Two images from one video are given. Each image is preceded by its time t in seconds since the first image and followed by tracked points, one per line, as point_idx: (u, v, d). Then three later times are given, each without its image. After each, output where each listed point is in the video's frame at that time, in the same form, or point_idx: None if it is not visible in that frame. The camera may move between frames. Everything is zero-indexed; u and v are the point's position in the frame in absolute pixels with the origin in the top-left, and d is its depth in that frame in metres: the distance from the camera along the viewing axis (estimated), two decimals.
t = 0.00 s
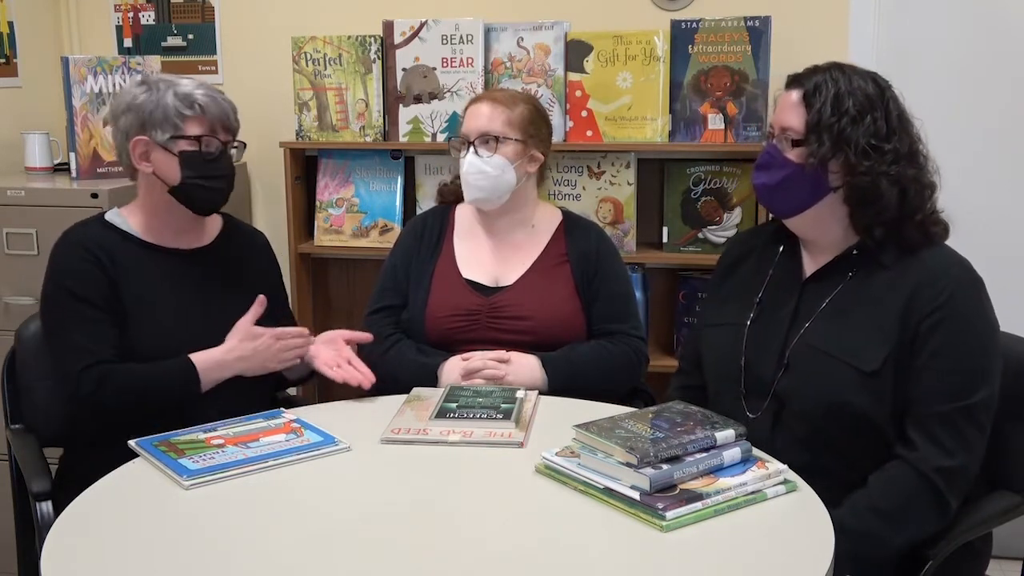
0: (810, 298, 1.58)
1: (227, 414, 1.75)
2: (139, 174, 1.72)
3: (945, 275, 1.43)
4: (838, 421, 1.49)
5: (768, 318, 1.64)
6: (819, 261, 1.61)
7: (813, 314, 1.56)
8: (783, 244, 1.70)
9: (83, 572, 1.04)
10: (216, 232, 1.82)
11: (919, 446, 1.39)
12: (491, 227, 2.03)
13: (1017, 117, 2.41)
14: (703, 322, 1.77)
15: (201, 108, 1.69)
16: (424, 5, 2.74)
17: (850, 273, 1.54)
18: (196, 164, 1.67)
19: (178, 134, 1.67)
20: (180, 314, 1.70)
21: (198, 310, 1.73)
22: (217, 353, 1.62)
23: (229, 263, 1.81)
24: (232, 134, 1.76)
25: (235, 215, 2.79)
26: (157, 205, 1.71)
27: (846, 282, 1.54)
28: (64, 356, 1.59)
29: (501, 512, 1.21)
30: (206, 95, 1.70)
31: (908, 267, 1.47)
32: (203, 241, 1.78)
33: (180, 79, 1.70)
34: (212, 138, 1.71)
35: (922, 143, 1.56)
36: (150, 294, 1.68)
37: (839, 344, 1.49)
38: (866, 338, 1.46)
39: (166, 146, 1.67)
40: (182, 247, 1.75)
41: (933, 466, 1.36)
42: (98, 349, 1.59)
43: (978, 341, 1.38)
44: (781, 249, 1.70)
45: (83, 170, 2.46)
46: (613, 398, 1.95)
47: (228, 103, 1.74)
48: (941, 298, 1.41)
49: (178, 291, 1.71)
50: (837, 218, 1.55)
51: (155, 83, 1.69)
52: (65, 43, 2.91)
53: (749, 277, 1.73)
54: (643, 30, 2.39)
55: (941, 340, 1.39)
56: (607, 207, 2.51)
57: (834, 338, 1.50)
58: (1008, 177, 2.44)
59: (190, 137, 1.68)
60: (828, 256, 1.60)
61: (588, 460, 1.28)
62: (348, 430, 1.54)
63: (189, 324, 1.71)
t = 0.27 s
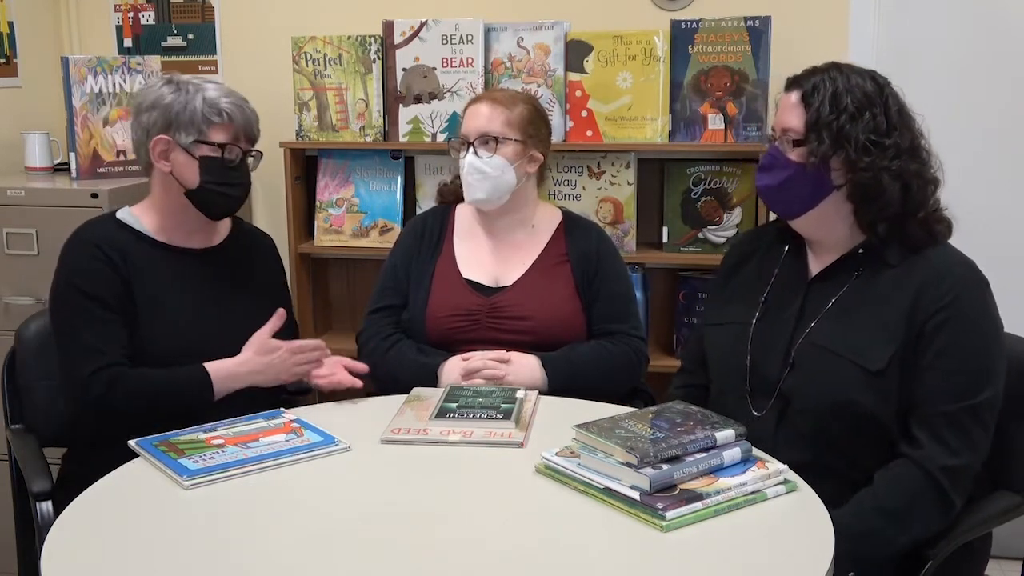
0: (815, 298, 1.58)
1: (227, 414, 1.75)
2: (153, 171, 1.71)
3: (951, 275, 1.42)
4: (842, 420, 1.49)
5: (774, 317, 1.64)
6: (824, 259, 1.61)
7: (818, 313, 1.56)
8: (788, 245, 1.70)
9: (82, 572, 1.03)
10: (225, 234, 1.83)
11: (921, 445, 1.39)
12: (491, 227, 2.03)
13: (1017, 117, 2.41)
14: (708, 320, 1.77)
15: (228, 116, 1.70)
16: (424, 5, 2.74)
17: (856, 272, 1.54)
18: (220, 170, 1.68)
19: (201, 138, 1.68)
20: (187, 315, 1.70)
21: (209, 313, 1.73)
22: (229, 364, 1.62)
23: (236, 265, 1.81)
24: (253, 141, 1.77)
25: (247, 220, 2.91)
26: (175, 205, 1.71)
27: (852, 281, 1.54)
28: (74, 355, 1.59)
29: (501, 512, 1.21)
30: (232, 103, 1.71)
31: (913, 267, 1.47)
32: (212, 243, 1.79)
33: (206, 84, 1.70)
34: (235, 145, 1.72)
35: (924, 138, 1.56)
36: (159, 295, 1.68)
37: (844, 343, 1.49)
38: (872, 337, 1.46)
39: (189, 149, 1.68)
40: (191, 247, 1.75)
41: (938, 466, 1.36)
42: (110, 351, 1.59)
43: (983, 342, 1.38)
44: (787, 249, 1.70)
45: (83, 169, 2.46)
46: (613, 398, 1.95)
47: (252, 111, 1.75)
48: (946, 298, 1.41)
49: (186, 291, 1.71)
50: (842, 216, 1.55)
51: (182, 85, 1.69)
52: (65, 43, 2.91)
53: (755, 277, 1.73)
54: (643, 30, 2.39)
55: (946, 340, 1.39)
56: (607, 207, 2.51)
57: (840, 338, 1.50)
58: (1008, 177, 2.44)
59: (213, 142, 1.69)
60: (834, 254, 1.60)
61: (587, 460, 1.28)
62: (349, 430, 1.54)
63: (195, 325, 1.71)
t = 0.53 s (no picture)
0: (819, 298, 1.58)
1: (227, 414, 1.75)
2: (157, 171, 1.72)
3: (954, 274, 1.43)
4: (845, 419, 1.49)
5: (778, 316, 1.64)
6: (827, 260, 1.60)
7: (821, 312, 1.56)
8: (791, 245, 1.70)
9: (82, 572, 1.03)
10: (229, 236, 1.83)
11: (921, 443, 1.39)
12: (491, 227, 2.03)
13: (1017, 117, 2.41)
14: (711, 319, 1.76)
15: (229, 115, 1.69)
16: (424, 5, 2.74)
17: (861, 272, 1.54)
18: (221, 170, 1.68)
19: (202, 138, 1.68)
20: (187, 317, 1.70)
21: (208, 316, 1.72)
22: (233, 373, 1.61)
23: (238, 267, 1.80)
24: (257, 141, 1.77)
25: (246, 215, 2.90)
26: (179, 205, 1.71)
27: (856, 281, 1.54)
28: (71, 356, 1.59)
29: (501, 512, 1.21)
30: (233, 102, 1.70)
31: (917, 266, 1.47)
32: (216, 244, 1.78)
33: (207, 84, 1.70)
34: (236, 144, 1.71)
35: (922, 134, 1.55)
36: (159, 297, 1.68)
37: (847, 342, 1.49)
38: (874, 336, 1.46)
39: (190, 149, 1.68)
40: (194, 247, 1.75)
41: (926, 460, 1.37)
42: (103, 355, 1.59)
43: (985, 341, 1.38)
44: (790, 249, 1.69)
45: (83, 169, 2.46)
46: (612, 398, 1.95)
47: (255, 111, 1.75)
48: (949, 297, 1.41)
49: (186, 293, 1.71)
50: (844, 218, 1.54)
51: (184, 85, 1.69)
52: (65, 43, 2.91)
53: (758, 277, 1.72)
54: (643, 31, 2.39)
55: (948, 339, 1.39)
56: (607, 207, 2.51)
57: (842, 337, 1.50)
58: (1008, 177, 2.44)
59: (215, 143, 1.69)
60: (838, 254, 1.58)
61: (587, 459, 1.28)
62: (348, 430, 1.54)
63: (195, 327, 1.70)
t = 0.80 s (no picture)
0: (814, 300, 1.58)
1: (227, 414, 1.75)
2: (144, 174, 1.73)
3: (949, 272, 1.43)
4: (842, 421, 1.49)
5: (773, 320, 1.64)
6: (820, 265, 1.61)
7: (817, 315, 1.56)
8: (786, 248, 1.70)
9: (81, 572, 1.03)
10: (224, 234, 1.82)
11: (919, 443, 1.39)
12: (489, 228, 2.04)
13: (1017, 117, 2.41)
14: (708, 323, 1.77)
15: (190, 101, 1.68)
16: (424, 5, 2.74)
17: (855, 274, 1.54)
18: (191, 158, 1.67)
19: (171, 130, 1.67)
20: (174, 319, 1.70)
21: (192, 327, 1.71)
22: (193, 336, 1.55)
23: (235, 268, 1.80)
24: (232, 124, 1.74)
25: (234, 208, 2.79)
26: (166, 205, 1.71)
27: (851, 283, 1.54)
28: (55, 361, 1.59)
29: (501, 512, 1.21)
30: (194, 87, 1.69)
31: (911, 266, 1.47)
32: (209, 243, 1.78)
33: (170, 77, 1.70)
34: (205, 130, 1.70)
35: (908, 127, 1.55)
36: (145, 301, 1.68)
37: (842, 344, 1.49)
38: (869, 338, 1.46)
39: (160, 143, 1.68)
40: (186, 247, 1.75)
41: (919, 460, 1.37)
42: (78, 357, 1.59)
43: (981, 339, 1.38)
44: (785, 253, 1.70)
45: (83, 170, 2.46)
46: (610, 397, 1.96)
47: (223, 93, 1.72)
48: (944, 296, 1.41)
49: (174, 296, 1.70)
50: (838, 220, 1.54)
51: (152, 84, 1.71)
52: (65, 43, 2.91)
53: (754, 280, 1.72)
54: (643, 30, 2.39)
55: (944, 338, 1.39)
56: (607, 207, 2.51)
57: (837, 339, 1.50)
58: (1008, 177, 2.44)
59: (183, 132, 1.68)
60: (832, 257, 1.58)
61: (588, 460, 1.28)
62: (348, 430, 1.54)
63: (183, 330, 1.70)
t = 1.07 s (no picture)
0: (806, 305, 1.58)
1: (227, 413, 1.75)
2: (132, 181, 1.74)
3: (941, 274, 1.43)
4: (837, 425, 1.49)
5: (763, 325, 1.64)
6: (812, 268, 1.61)
7: (809, 319, 1.56)
8: (776, 253, 1.70)
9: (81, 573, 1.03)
10: (216, 235, 1.81)
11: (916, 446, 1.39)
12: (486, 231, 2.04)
13: (1017, 117, 2.41)
14: (701, 327, 1.76)
15: (163, 114, 1.64)
16: (424, 5, 2.74)
17: (846, 277, 1.54)
18: (164, 175, 1.65)
19: (147, 144, 1.65)
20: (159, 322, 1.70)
21: (171, 341, 1.70)
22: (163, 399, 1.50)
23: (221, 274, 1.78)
24: (212, 134, 1.69)
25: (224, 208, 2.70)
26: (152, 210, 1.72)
27: (842, 286, 1.54)
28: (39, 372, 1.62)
29: (501, 511, 1.21)
30: (169, 99, 1.64)
31: (902, 269, 1.47)
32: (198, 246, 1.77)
33: (149, 84, 1.66)
34: (181, 144, 1.66)
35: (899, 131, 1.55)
36: (128, 308, 1.69)
37: (836, 348, 1.49)
38: (862, 342, 1.46)
39: (141, 156, 1.67)
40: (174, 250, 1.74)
41: (923, 462, 1.37)
42: (53, 369, 1.62)
43: (975, 340, 1.38)
44: (775, 256, 1.70)
45: (83, 170, 2.46)
46: (611, 398, 1.96)
47: (199, 103, 1.67)
48: (937, 298, 1.41)
49: (159, 300, 1.70)
50: (828, 224, 1.53)
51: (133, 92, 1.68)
52: (65, 43, 2.91)
53: (746, 282, 1.72)
54: (643, 30, 2.39)
55: (937, 341, 1.39)
56: (607, 207, 2.51)
57: (830, 343, 1.50)
58: (1007, 177, 2.44)
59: (160, 147, 1.65)
60: (823, 261, 1.58)
61: (588, 460, 1.28)
62: (348, 430, 1.54)
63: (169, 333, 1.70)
